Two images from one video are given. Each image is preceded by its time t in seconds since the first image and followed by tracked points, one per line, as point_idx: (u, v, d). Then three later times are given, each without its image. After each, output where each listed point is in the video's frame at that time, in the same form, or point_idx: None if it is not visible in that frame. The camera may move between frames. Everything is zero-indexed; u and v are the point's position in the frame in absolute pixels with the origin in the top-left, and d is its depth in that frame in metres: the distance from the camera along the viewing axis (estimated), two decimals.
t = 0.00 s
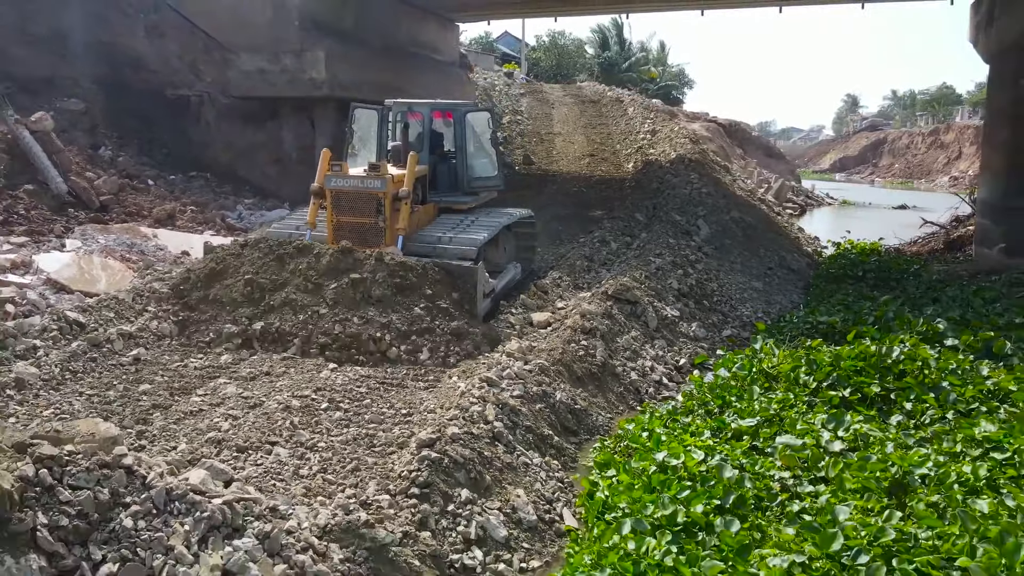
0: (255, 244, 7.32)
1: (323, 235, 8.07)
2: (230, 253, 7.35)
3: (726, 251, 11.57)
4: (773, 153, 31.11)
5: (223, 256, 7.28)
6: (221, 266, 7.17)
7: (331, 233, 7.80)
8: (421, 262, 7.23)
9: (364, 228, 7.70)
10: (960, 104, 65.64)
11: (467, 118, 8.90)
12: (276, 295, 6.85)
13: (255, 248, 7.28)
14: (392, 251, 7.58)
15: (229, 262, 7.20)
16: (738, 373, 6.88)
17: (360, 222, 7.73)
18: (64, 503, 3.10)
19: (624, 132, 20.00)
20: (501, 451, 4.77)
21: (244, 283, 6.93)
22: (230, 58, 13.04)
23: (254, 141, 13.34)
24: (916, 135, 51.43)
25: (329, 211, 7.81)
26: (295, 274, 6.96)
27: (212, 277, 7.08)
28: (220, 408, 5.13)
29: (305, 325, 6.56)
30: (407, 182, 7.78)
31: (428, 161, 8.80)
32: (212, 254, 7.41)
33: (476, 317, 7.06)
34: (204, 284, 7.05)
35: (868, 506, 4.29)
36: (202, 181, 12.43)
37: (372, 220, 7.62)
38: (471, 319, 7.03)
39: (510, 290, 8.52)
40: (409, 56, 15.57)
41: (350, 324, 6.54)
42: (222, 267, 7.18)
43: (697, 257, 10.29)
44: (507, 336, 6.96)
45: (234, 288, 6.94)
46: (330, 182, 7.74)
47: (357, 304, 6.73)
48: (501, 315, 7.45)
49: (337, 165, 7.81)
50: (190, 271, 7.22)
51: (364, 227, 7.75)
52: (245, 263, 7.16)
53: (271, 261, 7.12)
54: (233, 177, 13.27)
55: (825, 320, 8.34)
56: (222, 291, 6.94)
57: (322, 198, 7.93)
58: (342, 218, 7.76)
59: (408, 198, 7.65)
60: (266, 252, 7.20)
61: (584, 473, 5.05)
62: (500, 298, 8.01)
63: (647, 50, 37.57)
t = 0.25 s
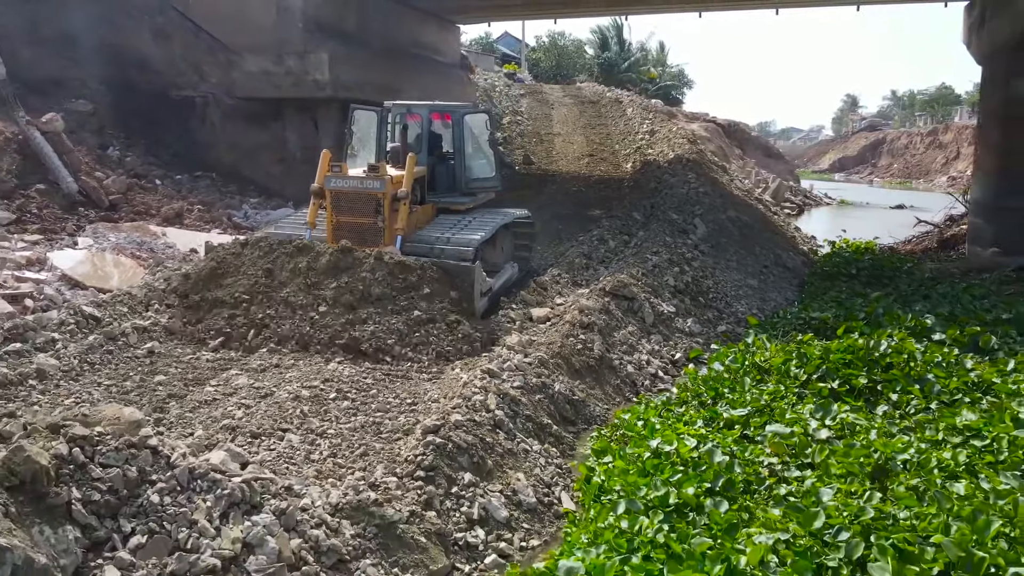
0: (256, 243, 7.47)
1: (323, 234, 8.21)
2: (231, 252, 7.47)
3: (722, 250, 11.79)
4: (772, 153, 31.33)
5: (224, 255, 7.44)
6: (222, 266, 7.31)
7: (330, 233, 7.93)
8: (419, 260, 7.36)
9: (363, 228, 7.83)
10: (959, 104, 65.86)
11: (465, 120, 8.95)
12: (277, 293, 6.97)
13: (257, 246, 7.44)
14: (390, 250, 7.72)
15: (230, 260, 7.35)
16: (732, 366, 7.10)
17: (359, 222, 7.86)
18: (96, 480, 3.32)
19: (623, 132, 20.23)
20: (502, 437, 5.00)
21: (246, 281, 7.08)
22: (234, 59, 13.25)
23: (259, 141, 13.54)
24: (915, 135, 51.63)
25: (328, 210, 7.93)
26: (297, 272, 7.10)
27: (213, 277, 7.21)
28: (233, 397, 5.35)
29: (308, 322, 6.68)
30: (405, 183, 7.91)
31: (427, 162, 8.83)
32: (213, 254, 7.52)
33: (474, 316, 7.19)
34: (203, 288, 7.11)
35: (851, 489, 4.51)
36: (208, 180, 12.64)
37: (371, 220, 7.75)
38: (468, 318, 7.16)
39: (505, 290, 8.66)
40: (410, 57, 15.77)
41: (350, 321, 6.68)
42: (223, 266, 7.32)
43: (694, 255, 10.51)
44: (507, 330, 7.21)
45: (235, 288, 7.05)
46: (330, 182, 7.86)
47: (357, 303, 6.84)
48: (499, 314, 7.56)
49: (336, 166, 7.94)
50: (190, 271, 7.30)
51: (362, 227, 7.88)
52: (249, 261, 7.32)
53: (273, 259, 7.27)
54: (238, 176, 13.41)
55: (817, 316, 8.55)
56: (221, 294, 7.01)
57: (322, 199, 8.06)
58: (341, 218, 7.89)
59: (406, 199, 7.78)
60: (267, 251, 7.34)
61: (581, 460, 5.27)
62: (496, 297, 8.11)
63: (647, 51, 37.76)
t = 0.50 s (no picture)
0: (256, 241, 7.51)
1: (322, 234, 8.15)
2: (230, 250, 7.49)
3: (719, 248, 12.00)
4: (771, 153, 31.54)
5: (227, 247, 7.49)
6: (225, 260, 7.37)
7: (329, 233, 7.87)
8: (418, 260, 7.46)
9: (361, 228, 7.77)
10: (958, 104, 66.10)
11: (463, 121, 9.06)
12: (278, 292, 7.04)
13: (256, 245, 7.46)
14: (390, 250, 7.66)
15: (231, 257, 7.38)
16: (727, 360, 7.31)
17: (358, 222, 7.79)
18: (123, 460, 3.53)
19: (622, 133, 20.45)
20: (503, 426, 5.20)
21: (248, 278, 7.15)
22: (239, 61, 13.44)
23: (263, 142, 13.74)
24: (914, 136, 51.83)
25: (327, 211, 7.87)
26: (298, 272, 7.18)
27: (215, 272, 7.25)
28: (245, 388, 5.56)
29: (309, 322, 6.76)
30: (405, 183, 7.85)
31: (425, 163, 8.97)
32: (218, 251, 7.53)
33: (471, 314, 7.31)
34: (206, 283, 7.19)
35: (837, 473, 4.72)
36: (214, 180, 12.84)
37: (370, 220, 7.70)
38: (466, 316, 7.28)
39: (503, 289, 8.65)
40: (412, 58, 15.96)
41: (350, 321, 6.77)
42: (225, 260, 7.37)
43: (691, 253, 10.73)
44: (508, 325, 7.44)
45: (238, 284, 7.12)
46: (329, 182, 7.80)
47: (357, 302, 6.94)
48: (498, 310, 7.78)
49: (335, 166, 7.87)
50: (192, 268, 7.36)
51: (362, 227, 7.81)
52: (247, 258, 7.36)
53: (274, 257, 7.35)
54: (243, 176, 13.61)
55: (811, 312, 8.76)
56: (225, 291, 7.09)
57: (321, 199, 7.99)
58: (341, 218, 7.82)
59: (405, 199, 7.73)
60: (267, 250, 7.39)
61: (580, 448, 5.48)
62: (494, 296, 8.15)
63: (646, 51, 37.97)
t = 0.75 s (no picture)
0: (255, 241, 7.56)
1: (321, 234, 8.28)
2: (229, 250, 7.53)
3: (716, 247, 12.17)
4: (770, 153, 31.71)
5: (227, 247, 7.54)
6: (225, 260, 7.41)
7: (327, 233, 7.99)
8: (415, 260, 7.54)
9: (360, 228, 7.90)
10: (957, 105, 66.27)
11: (460, 122, 9.19)
12: (277, 292, 7.10)
13: (256, 246, 7.51)
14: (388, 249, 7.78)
15: (231, 255, 7.44)
16: (722, 355, 7.48)
17: (357, 222, 7.92)
18: (140, 446, 3.70)
19: (622, 133, 20.62)
20: (503, 417, 5.38)
21: (249, 277, 7.22)
22: (242, 62, 13.58)
23: (266, 142, 13.90)
24: (913, 136, 51.98)
25: (326, 211, 7.98)
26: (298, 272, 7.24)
27: (215, 271, 7.30)
28: (252, 380, 5.74)
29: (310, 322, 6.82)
30: (402, 183, 7.97)
31: (423, 164, 9.09)
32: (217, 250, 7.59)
33: (467, 314, 7.40)
34: (206, 281, 7.23)
35: (825, 462, 4.89)
36: (218, 180, 13.01)
37: (369, 220, 7.83)
38: (463, 316, 7.37)
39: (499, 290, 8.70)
40: (412, 59, 16.10)
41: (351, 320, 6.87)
42: (225, 258, 7.42)
43: (688, 251, 10.89)
44: (508, 320, 7.64)
45: (239, 282, 7.18)
46: (328, 182, 7.92)
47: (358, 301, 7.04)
48: (495, 309, 7.89)
49: (334, 167, 7.97)
50: (191, 268, 7.39)
51: (360, 226, 7.94)
52: (247, 258, 7.43)
53: (274, 256, 7.41)
54: (246, 176, 13.80)
55: (806, 309, 8.93)
56: (225, 289, 7.15)
57: (320, 198, 8.11)
58: (339, 218, 7.94)
59: (403, 199, 7.85)
60: (267, 249, 7.46)
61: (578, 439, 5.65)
62: (491, 297, 8.25)
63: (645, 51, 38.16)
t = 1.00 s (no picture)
0: (255, 239, 7.65)
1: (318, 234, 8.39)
2: (228, 250, 7.61)
3: (713, 246, 12.36)
4: (768, 152, 31.91)
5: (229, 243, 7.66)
6: (225, 257, 7.49)
7: (324, 233, 8.10)
8: (412, 260, 7.64)
9: (357, 228, 8.01)
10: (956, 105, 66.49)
11: (458, 124, 9.30)
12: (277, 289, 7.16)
13: (254, 245, 7.58)
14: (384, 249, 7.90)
15: (231, 254, 7.50)
16: (716, 350, 7.69)
17: (354, 223, 8.03)
18: (157, 432, 3.90)
19: (620, 133, 20.82)
20: (502, 408, 5.58)
21: (248, 275, 7.29)
22: (245, 63, 13.77)
23: (269, 142, 14.09)
24: (912, 136, 52.17)
25: (323, 211, 8.10)
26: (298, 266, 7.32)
27: (215, 269, 7.37)
28: (259, 373, 5.93)
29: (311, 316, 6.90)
30: (399, 184, 8.11)
31: (419, 164, 9.26)
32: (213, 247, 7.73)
33: (463, 314, 7.52)
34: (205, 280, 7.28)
35: (811, 450, 5.09)
36: (222, 180, 13.21)
37: (365, 220, 7.94)
38: (460, 315, 7.49)
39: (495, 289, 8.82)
40: (413, 61, 16.30)
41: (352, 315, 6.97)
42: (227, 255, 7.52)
43: (684, 250, 11.09)
44: (507, 315, 7.87)
45: (238, 280, 7.25)
46: (325, 183, 8.04)
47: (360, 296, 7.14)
48: (491, 309, 8.00)
49: (331, 168, 8.09)
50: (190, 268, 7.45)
51: (357, 227, 8.05)
52: (246, 258, 7.49)
53: (274, 253, 7.47)
54: (248, 175, 13.90)
55: (798, 306, 9.13)
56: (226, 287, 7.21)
57: (317, 199, 8.22)
58: (336, 218, 8.05)
59: (399, 199, 7.98)
60: (266, 247, 7.53)
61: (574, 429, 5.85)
62: (486, 298, 8.32)
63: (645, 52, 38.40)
